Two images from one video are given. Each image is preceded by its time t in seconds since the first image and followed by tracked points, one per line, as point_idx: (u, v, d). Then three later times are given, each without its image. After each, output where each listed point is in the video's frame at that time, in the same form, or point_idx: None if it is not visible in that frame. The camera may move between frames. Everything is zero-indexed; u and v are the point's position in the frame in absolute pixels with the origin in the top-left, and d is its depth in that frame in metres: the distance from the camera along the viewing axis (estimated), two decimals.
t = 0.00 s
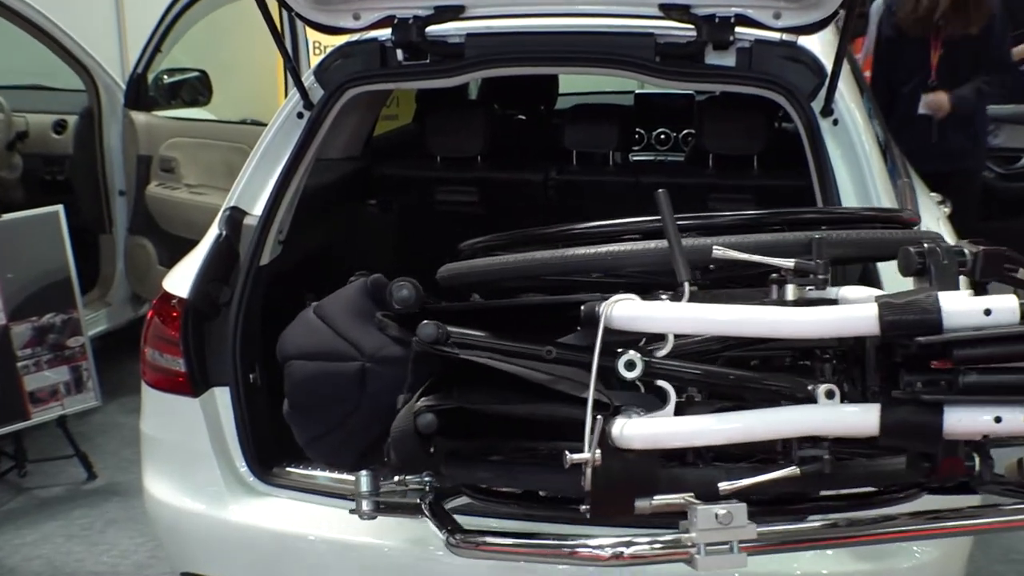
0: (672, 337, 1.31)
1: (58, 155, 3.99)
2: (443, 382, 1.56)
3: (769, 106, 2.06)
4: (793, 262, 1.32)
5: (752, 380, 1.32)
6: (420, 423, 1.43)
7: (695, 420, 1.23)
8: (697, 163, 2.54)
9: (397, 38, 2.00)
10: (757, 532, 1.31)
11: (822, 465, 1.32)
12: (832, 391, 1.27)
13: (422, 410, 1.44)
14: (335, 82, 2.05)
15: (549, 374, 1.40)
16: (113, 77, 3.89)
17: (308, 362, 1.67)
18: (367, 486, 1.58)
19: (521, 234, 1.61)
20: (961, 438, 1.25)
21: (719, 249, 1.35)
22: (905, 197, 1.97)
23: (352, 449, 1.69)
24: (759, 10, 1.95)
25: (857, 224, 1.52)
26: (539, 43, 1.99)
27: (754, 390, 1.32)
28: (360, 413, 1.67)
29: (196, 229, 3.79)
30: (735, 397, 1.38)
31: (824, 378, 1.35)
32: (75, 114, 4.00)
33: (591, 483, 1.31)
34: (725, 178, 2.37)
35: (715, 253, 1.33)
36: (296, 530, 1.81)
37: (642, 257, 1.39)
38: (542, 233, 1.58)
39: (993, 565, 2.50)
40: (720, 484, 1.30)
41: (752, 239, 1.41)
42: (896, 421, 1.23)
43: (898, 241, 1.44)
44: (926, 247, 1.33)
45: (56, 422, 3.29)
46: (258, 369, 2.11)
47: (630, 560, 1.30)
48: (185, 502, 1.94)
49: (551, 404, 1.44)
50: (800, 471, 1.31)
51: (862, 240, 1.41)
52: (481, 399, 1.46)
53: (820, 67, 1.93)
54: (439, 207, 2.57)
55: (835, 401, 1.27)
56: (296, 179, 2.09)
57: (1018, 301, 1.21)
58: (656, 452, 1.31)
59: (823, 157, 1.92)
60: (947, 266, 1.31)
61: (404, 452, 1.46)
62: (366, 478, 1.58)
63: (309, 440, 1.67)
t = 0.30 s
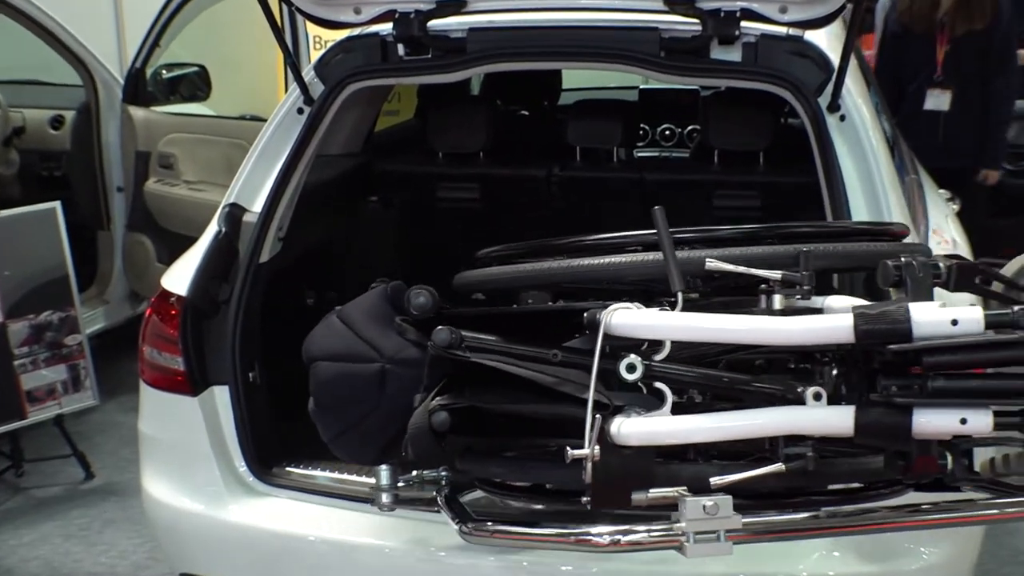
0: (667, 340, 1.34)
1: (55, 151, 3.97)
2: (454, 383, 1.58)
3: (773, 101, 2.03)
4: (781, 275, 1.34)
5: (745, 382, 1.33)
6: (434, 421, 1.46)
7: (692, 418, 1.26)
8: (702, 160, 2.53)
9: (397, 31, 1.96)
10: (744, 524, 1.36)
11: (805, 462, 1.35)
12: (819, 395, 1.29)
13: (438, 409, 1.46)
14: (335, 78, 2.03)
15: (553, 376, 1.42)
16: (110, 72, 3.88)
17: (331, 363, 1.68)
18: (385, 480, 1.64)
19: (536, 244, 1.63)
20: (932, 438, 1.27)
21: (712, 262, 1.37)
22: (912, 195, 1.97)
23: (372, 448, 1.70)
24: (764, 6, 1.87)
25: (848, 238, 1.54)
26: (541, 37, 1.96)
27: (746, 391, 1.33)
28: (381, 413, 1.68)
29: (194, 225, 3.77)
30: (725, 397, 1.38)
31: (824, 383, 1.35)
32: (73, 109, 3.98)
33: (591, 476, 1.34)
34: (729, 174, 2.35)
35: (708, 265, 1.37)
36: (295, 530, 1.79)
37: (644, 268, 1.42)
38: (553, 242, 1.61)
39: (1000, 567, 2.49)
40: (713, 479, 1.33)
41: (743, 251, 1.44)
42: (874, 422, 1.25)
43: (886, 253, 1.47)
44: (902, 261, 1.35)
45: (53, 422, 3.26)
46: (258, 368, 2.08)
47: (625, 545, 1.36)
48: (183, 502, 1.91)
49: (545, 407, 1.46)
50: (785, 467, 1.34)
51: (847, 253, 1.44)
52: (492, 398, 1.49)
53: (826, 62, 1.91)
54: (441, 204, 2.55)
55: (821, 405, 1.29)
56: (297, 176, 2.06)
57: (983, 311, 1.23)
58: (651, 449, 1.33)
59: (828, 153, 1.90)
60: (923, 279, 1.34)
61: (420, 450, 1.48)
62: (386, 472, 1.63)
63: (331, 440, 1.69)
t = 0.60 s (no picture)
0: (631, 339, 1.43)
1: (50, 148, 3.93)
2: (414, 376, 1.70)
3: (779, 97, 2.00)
4: (738, 273, 1.40)
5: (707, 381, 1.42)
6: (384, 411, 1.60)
7: (643, 416, 1.37)
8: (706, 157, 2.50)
9: (398, 26, 1.93)
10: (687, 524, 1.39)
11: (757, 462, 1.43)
12: (784, 394, 1.39)
13: (388, 400, 1.60)
14: (334, 74, 2.00)
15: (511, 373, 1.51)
16: (107, 67, 3.84)
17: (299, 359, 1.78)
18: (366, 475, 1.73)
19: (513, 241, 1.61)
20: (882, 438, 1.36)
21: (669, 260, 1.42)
22: (921, 192, 1.95)
23: (343, 442, 1.80)
24: None
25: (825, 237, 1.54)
26: (542, 31, 1.94)
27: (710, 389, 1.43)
28: (348, 408, 1.78)
29: (192, 223, 3.74)
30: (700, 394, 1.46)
31: (815, 383, 1.37)
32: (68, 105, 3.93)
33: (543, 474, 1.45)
34: (734, 171, 2.34)
35: (668, 263, 1.42)
36: (294, 532, 1.76)
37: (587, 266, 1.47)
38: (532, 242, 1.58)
39: (1006, 570, 2.46)
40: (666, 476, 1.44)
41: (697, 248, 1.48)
42: (818, 420, 1.34)
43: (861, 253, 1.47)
44: (858, 261, 1.36)
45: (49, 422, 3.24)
46: (256, 367, 2.05)
47: (580, 543, 1.38)
48: (181, 503, 1.88)
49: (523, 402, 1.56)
50: (739, 467, 1.42)
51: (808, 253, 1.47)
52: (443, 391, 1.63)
53: (834, 57, 1.88)
54: (443, 202, 2.52)
55: (785, 404, 1.38)
56: (295, 173, 2.03)
57: (932, 312, 1.28)
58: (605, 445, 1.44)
59: (836, 149, 1.87)
60: (879, 278, 1.35)
61: (376, 442, 1.65)
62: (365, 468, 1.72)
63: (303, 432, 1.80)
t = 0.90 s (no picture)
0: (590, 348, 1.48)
1: (45, 143, 3.91)
2: (384, 382, 1.73)
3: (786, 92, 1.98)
4: (687, 283, 1.47)
5: (655, 388, 1.46)
6: (340, 417, 1.62)
7: (584, 426, 1.41)
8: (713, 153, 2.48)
9: (399, 20, 1.90)
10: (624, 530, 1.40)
11: (705, 471, 1.45)
12: (742, 402, 1.43)
13: (343, 406, 1.63)
14: (334, 69, 1.97)
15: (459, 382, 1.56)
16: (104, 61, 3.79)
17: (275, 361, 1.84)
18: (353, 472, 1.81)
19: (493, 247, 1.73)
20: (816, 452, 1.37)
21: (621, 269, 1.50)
22: (930, 189, 1.92)
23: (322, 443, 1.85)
24: None
25: (801, 245, 1.66)
26: (544, 25, 1.90)
27: (658, 397, 1.46)
28: (323, 410, 1.84)
29: (191, 220, 3.72)
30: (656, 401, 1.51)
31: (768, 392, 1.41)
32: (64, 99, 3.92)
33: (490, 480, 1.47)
34: (739, 166, 2.32)
35: (619, 272, 1.50)
36: (294, 533, 1.73)
37: (547, 275, 1.57)
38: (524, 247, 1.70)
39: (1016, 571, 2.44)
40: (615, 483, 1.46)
41: (659, 259, 1.59)
42: (751, 432, 1.37)
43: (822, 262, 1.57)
44: (806, 273, 1.42)
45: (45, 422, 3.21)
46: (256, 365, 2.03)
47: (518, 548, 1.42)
48: (179, 503, 1.86)
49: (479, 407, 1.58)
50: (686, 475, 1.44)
51: (767, 261, 1.58)
52: (397, 397, 1.64)
53: (841, 52, 1.85)
54: (445, 198, 2.49)
55: (744, 412, 1.42)
56: (295, 168, 2.00)
57: (867, 328, 1.31)
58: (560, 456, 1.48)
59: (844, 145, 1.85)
60: (824, 290, 1.41)
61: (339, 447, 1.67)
62: (353, 465, 1.81)
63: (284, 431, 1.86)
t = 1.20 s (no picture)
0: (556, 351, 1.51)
1: (43, 138, 3.89)
2: (353, 378, 1.75)
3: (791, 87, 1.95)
4: (651, 284, 1.49)
5: (619, 385, 1.48)
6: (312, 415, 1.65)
7: (550, 426, 1.44)
8: (717, 147, 2.47)
9: (401, 13, 1.85)
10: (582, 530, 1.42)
11: (669, 472, 1.48)
12: (715, 402, 1.43)
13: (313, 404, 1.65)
14: (335, 62, 1.95)
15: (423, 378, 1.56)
16: (102, 55, 3.78)
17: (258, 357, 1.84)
18: (343, 466, 1.78)
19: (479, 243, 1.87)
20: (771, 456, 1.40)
21: (587, 269, 1.53)
22: (938, 185, 1.90)
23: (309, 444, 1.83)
24: None
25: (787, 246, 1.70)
26: (547, 17, 1.88)
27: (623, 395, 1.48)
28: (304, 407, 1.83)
29: (190, 214, 3.70)
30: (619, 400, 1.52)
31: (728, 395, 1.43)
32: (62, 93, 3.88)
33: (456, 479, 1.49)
34: (744, 162, 2.30)
35: (585, 275, 1.52)
36: (296, 531, 1.71)
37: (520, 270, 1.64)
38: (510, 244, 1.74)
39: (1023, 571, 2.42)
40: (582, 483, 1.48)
41: (627, 259, 1.60)
42: (706, 435, 1.40)
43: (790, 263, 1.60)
44: (769, 276, 1.44)
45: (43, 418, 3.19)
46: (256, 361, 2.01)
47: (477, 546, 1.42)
48: (179, 501, 1.84)
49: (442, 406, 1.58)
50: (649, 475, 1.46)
51: (728, 260, 1.60)
52: (367, 396, 1.66)
53: (848, 45, 1.83)
54: (447, 193, 2.47)
55: (716, 413, 1.41)
56: (297, 163, 1.98)
57: (821, 332, 1.33)
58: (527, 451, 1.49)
59: (850, 140, 1.83)
60: (787, 293, 1.43)
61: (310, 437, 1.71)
62: (343, 459, 1.78)
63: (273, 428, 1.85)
